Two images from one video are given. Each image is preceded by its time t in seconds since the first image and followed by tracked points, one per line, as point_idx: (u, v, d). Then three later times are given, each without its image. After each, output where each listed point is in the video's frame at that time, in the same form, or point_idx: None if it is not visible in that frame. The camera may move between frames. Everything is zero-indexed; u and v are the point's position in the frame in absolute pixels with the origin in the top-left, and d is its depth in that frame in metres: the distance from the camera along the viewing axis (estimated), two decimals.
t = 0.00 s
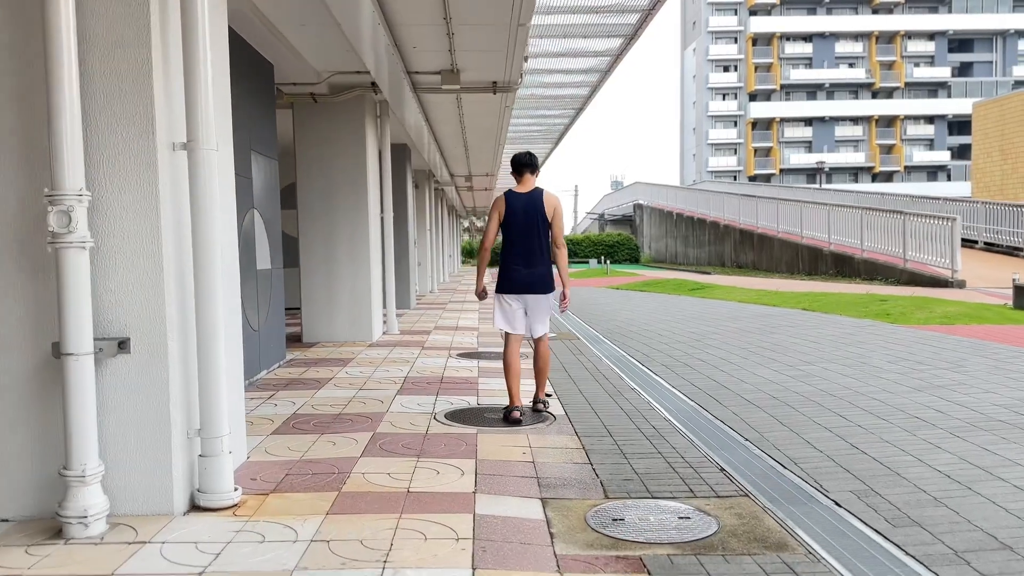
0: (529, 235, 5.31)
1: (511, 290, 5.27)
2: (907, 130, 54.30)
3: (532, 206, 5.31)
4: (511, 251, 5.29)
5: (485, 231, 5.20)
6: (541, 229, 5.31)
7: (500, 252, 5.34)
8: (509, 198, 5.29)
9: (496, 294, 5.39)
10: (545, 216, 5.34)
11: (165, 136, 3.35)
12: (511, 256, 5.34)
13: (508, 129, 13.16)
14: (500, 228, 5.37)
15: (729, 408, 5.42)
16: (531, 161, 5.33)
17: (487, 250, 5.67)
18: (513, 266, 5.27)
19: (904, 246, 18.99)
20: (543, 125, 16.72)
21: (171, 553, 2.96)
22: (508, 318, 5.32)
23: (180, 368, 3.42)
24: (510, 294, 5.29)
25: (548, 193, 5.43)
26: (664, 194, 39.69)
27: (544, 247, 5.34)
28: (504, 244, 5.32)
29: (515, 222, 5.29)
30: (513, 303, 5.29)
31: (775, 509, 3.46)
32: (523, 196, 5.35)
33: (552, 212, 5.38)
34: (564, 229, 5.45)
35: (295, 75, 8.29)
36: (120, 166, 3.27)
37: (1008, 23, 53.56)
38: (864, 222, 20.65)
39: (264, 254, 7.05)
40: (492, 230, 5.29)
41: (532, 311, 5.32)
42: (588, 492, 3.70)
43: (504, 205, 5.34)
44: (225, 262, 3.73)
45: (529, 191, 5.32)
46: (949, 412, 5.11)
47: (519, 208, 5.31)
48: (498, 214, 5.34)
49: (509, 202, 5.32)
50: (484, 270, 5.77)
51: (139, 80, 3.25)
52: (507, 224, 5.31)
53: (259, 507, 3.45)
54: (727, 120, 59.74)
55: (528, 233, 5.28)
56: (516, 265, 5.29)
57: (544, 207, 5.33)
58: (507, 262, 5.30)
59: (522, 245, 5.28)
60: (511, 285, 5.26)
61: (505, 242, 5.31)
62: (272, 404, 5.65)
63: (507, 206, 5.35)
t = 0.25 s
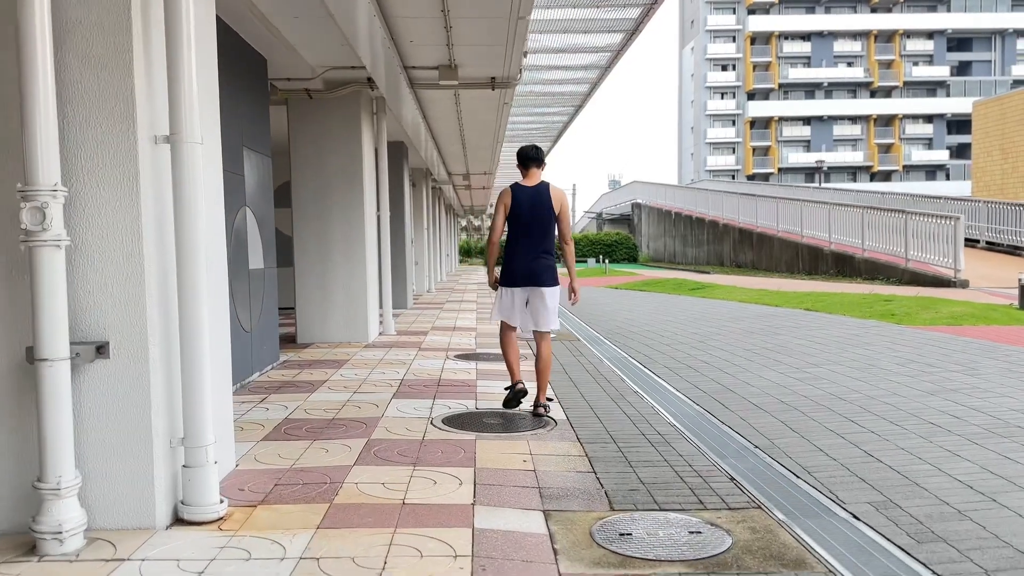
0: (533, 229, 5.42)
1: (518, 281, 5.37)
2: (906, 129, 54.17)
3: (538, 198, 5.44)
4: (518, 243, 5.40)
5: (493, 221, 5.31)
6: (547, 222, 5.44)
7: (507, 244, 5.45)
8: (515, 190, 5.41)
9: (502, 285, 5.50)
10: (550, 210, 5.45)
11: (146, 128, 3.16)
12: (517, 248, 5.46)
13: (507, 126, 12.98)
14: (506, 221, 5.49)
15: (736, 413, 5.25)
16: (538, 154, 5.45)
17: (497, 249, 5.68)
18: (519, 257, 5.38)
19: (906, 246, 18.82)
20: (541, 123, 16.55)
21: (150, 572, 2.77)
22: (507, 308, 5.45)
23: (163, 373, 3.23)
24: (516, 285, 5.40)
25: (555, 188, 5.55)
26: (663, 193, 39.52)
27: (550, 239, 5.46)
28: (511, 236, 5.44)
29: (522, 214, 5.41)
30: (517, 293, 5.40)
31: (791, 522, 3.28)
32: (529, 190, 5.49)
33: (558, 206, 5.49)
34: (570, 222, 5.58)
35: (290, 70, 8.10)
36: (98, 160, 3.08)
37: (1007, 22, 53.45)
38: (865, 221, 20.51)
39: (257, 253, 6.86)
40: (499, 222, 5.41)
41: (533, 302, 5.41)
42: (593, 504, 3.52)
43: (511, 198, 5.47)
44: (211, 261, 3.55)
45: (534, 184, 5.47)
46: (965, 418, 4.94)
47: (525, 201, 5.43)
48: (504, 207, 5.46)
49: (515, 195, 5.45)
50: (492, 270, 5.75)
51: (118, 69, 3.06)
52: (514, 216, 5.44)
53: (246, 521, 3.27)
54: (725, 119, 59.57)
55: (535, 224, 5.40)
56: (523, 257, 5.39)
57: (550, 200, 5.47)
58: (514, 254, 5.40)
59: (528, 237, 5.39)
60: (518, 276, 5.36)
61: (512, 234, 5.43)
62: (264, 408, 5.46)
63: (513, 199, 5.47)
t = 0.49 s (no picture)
0: (534, 230, 5.25)
1: (520, 285, 5.20)
2: (905, 128, 54.04)
3: (540, 200, 5.27)
4: (520, 246, 5.22)
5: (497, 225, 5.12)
6: (549, 224, 5.28)
7: (507, 246, 5.26)
8: (518, 192, 5.22)
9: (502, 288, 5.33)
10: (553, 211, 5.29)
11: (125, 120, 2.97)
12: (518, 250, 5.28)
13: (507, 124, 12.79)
14: (506, 223, 5.29)
15: (745, 419, 5.06)
16: (539, 155, 5.27)
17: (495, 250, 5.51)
18: (522, 260, 5.21)
19: (909, 246, 18.65)
20: (541, 121, 16.36)
21: None
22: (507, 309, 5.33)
23: (144, 378, 3.05)
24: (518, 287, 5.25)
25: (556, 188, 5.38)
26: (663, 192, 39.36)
27: (552, 241, 5.31)
28: (512, 238, 5.25)
29: (525, 217, 5.23)
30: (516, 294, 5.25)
31: (808, 539, 3.10)
32: (530, 190, 5.30)
33: (560, 207, 5.32)
34: (570, 223, 5.45)
35: (285, 64, 7.91)
36: (74, 155, 2.90)
37: (1007, 22, 53.32)
38: (868, 221, 20.33)
39: (250, 252, 6.68)
40: (501, 224, 5.22)
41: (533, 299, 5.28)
42: (598, 517, 3.33)
43: (512, 199, 5.27)
44: (197, 261, 3.37)
45: (537, 185, 5.28)
46: (982, 425, 4.76)
47: (527, 201, 5.24)
48: (506, 208, 5.26)
49: (517, 196, 5.25)
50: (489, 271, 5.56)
51: (95, 57, 2.88)
52: (515, 218, 5.25)
53: (231, 537, 3.09)
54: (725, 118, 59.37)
55: (537, 227, 5.23)
56: (525, 259, 5.23)
57: (552, 202, 5.30)
58: (515, 256, 5.23)
59: (530, 239, 5.22)
60: (520, 280, 5.20)
61: (513, 236, 5.24)
62: (256, 413, 5.28)
63: (514, 200, 5.27)
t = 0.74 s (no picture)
0: (532, 235, 5.15)
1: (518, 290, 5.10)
2: (906, 127, 53.85)
3: (538, 205, 5.16)
4: (517, 250, 5.11)
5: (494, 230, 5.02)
6: (547, 227, 5.18)
7: (505, 250, 5.16)
8: (515, 196, 5.11)
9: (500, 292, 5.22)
10: (550, 215, 5.18)
11: (105, 111, 2.78)
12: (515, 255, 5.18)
13: (508, 120, 12.59)
14: (503, 226, 5.18)
15: (758, 425, 4.87)
16: (536, 159, 5.16)
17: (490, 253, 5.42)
18: (519, 265, 5.10)
19: (913, 245, 18.46)
20: (542, 119, 16.17)
21: None
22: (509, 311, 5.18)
23: (126, 385, 2.87)
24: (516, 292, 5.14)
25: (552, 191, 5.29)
26: (664, 191, 39.15)
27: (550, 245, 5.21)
28: (509, 242, 5.15)
29: (522, 221, 5.12)
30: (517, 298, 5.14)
31: (834, 556, 2.91)
32: (527, 194, 5.19)
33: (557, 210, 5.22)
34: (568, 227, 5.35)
35: (282, 58, 7.70)
36: (51, 147, 2.71)
37: (1009, 21, 53.14)
38: (872, 220, 20.13)
39: (245, 251, 6.49)
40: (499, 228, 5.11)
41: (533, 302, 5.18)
42: (609, 533, 3.14)
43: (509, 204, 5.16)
44: (183, 260, 3.19)
45: (534, 189, 5.17)
46: (1006, 431, 4.57)
47: (524, 206, 5.13)
48: (502, 212, 5.15)
49: (514, 200, 5.14)
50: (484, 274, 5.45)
51: (72, 43, 2.68)
52: (513, 223, 5.14)
53: (218, 555, 2.90)
54: (726, 117, 59.16)
55: (535, 231, 5.13)
56: (523, 264, 5.12)
57: (549, 205, 5.20)
58: (513, 261, 5.12)
59: (528, 243, 5.11)
60: (518, 284, 5.10)
61: (511, 241, 5.14)
62: (249, 418, 5.09)
63: (512, 204, 5.16)
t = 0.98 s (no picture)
0: (527, 230, 5.69)
1: (517, 281, 5.64)
2: (909, 128, 53.63)
3: (530, 201, 5.70)
4: (514, 244, 5.65)
5: (490, 224, 5.57)
6: (540, 222, 5.72)
7: (502, 244, 5.69)
8: (509, 193, 5.65)
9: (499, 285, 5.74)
10: (543, 211, 5.72)
11: (79, 102, 2.60)
12: (512, 249, 5.70)
13: (510, 118, 12.41)
14: (500, 223, 5.72)
15: (771, 433, 4.68)
16: (528, 159, 5.69)
17: (488, 248, 5.98)
18: (515, 257, 5.63)
19: (919, 246, 18.26)
20: (544, 118, 15.99)
21: None
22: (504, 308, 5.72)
23: (103, 394, 2.69)
24: (513, 283, 5.65)
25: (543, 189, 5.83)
26: (666, 191, 38.95)
27: (543, 240, 5.74)
28: (506, 237, 5.68)
29: (517, 218, 5.66)
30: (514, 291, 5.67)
31: None
32: (521, 192, 5.73)
33: (548, 207, 5.78)
34: (559, 223, 5.89)
35: (279, 53, 7.52)
36: (21, 142, 2.54)
37: (1012, 22, 52.90)
38: (877, 221, 19.94)
39: (239, 251, 6.31)
40: (495, 223, 5.65)
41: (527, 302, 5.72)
42: (619, 551, 2.95)
43: (503, 201, 5.70)
44: (165, 261, 3.00)
45: (526, 187, 5.70)
46: None
47: (518, 204, 5.69)
48: (498, 209, 5.70)
49: (509, 197, 5.69)
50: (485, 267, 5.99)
51: (43, 29, 2.50)
52: (508, 218, 5.68)
53: None
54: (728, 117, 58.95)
55: (529, 226, 5.65)
56: (519, 257, 5.65)
57: (541, 202, 5.73)
58: (511, 254, 5.65)
59: (523, 238, 5.63)
60: (515, 276, 5.62)
61: (507, 235, 5.68)
62: (242, 424, 4.89)
63: (507, 202, 5.69)
